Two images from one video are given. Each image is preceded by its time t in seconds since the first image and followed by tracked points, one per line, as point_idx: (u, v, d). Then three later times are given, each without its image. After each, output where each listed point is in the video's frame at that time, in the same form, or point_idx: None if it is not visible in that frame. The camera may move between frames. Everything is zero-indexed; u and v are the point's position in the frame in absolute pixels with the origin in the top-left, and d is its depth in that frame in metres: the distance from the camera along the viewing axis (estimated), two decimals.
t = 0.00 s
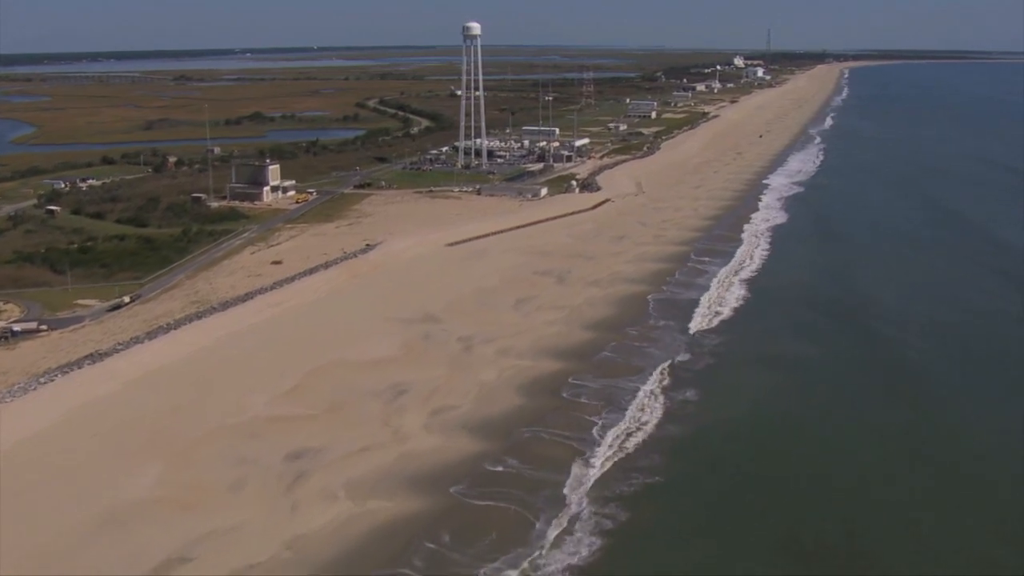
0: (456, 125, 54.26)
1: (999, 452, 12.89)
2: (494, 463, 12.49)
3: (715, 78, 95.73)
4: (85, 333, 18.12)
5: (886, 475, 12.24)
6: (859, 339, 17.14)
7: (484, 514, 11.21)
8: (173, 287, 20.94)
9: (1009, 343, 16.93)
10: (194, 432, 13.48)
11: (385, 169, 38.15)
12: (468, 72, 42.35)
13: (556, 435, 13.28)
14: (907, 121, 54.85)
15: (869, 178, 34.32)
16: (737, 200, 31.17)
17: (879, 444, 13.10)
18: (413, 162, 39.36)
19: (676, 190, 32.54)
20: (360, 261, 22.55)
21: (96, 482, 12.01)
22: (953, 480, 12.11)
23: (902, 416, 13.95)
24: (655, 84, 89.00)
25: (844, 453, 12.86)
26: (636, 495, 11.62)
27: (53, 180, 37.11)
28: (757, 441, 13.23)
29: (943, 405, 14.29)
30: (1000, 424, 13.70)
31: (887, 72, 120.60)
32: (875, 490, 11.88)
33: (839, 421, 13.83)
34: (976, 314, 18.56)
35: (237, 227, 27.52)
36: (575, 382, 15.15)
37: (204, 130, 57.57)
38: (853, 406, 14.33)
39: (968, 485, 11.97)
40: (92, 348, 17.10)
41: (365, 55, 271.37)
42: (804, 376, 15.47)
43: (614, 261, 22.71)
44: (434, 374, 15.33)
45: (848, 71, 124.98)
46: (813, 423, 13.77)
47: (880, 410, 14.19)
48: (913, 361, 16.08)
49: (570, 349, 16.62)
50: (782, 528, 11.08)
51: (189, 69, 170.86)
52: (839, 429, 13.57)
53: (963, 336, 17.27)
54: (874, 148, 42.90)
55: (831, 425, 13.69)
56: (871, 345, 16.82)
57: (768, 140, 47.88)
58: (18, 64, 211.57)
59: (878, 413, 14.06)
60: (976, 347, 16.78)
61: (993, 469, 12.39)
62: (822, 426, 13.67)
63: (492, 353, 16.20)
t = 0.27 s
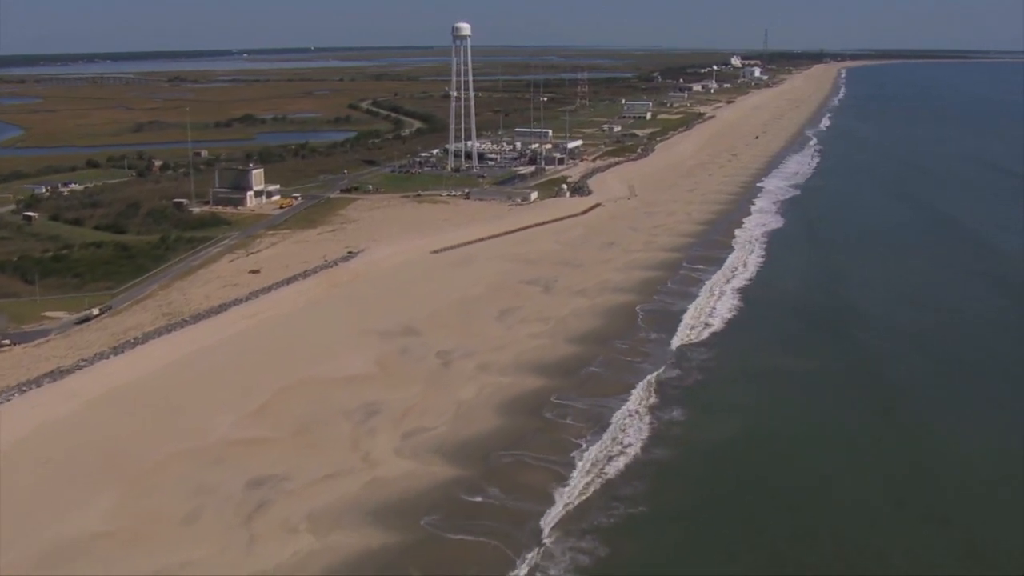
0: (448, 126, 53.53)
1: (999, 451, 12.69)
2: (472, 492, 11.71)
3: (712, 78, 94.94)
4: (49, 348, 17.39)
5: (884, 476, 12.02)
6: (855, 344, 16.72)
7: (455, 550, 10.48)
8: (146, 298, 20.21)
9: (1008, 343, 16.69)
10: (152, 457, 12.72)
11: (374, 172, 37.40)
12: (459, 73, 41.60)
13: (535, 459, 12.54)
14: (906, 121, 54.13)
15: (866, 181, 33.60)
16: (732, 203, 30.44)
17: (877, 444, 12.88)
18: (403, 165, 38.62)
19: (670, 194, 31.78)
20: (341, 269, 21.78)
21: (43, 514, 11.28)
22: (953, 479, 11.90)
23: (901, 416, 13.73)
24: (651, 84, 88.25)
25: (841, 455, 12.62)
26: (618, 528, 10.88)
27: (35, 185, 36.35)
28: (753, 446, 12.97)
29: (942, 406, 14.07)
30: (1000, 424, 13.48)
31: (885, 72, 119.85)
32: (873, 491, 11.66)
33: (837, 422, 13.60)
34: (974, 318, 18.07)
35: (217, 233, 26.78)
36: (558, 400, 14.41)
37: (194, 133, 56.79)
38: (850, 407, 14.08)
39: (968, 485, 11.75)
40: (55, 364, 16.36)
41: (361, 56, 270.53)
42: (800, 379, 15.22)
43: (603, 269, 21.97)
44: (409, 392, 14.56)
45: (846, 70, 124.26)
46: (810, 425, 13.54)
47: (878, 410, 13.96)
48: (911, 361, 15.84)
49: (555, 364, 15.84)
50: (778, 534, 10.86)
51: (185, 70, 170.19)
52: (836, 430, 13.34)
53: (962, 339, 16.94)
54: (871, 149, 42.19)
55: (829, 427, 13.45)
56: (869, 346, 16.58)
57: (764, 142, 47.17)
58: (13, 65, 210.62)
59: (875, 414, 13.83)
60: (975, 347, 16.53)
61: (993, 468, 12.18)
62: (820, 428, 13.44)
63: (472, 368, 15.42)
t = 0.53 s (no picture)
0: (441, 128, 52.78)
1: (995, 471, 12.48)
2: (444, 526, 10.96)
3: (710, 79, 94.21)
4: (10, 362, 16.65)
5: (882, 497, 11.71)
6: (849, 359, 16.27)
7: None
8: (116, 309, 19.46)
9: (1002, 357, 16.48)
10: (104, 484, 11.95)
11: (363, 176, 36.67)
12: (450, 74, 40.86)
13: (512, 487, 11.79)
14: (904, 123, 53.46)
15: (864, 186, 32.89)
16: (726, 208, 29.71)
17: (874, 461, 12.57)
18: (392, 168, 37.89)
19: (663, 199, 31.04)
20: (320, 278, 21.03)
21: None
22: (951, 503, 11.51)
23: (896, 433, 13.44)
24: (648, 85, 87.58)
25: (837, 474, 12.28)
26: (597, 566, 10.16)
27: (16, 188, 35.59)
28: (745, 464, 12.55)
29: (938, 423, 13.82)
30: (995, 441, 13.26)
31: (883, 73, 119.24)
32: (870, 515, 11.23)
33: (831, 442, 13.16)
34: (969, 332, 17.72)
35: (197, 239, 26.04)
36: (539, 421, 13.66)
37: (183, 134, 56.02)
38: (843, 424, 13.75)
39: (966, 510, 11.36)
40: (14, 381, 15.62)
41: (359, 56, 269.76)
42: (795, 393, 14.82)
43: (592, 277, 21.22)
44: (382, 413, 13.82)
45: (844, 71, 123.61)
46: (805, 441, 13.19)
47: (872, 426, 13.65)
48: (905, 377, 15.57)
49: (538, 380, 15.07)
50: (780, 558, 10.50)
51: (181, 70, 169.50)
52: (831, 448, 12.99)
53: (957, 354, 16.63)
54: (869, 153, 41.49)
55: (824, 444, 13.10)
56: (864, 360, 16.26)
57: (760, 144, 46.45)
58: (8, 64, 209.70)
59: (869, 431, 13.52)
60: (969, 361, 16.28)
61: (990, 488, 11.94)
62: (815, 444, 13.08)
63: (450, 385, 14.67)
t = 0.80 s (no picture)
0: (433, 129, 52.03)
1: (996, 490, 11.86)
2: (410, 562, 10.22)
3: (707, 81, 93.58)
4: None
5: (889, 520, 11.07)
6: (845, 373, 15.61)
7: None
8: (84, 319, 18.68)
9: (1001, 366, 15.94)
10: (49, 512, 11.17)
11: (350, 178, 35.90)
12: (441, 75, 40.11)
13: (485, 518, 11.05)
14: (903, 127, 52.79)
15: (862, 191, 32.18)
16: (721, 214, 28.97)
17: (877, 480, 11.95)
18: (381, 171, 37.13)
19: (657, 204, 30.31)
20: (297, 287, 20.27)
21: None
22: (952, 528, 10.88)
23: (892, 451, 12.80)
24: (645, 87, 86.90)
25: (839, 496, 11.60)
26: None
27: None
28: (738, 488, 11.84)
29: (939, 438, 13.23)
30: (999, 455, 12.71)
31: (882, 75, 118.72)
32: (868, 544, 10.57)
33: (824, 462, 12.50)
34: (966, 342, 17.14)
35: (176, 244, 25.27)
36: (517, 445, 12.91)
37: (173, 135, 55.26)
38: (841, 441, 13.09)
39: (968, 536, 10.73)
40: None
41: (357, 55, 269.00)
42: (789, 410, 14.14)
43: (580, 286, 20.47)
44: (351, 435, 13.07)
45: (843, 73, 123.05)
46: (801, 461, 12.53)
47: (872, 443, 13.03)
48: (902, 390, 14.96)
49: (519, 398, 14.33)
50: None
51: (178, 70, 168.75)
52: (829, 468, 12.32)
53: (954, 365, 16.07)
54: (867, 157, 40.78)
55: (822, 463, 12.45)
56: (860, 373, 15.62)
57: (757, 148, 45.72)
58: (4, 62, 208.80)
59: (867, 448, 12.87)
60: (968, 372, 15.72)
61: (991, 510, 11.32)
62: (813, 464, 12.43)
63: (425, 405, 13.94)
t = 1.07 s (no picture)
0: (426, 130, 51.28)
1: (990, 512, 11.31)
2: None
3: (706, 83, 92.90)
4: None
5: (892, 551, 10.44)
6: (840, 391, 14.96)
7: None
8: (49, 328, 17.98)
9: (1001, 381, 15.39)
10: None
11: (338, 180, 35.18)
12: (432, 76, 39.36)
13: (450, 552, 10.36)
14: (902, 132, 52.09)
15: (859, 198, 31.51)
16: (714, 220, 28.26)
17: (864, 504, 11.39)
18: (370, 172, 36.42)
19: (650, 209, 29.61)
20: (273, 295, 19.53)
21: None
22: (944, 558, 10.33)
23: (879, 471, 12.23)
24: (643, 88, 86.17)
25: (838, 524, 10.96)
26: None
27: None
28: (730, 516, 11.16)
29: (939, 459, 12.64)
30: (1001, 475, 12.18)
31: (882, 79, 118.13)
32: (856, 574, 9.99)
33: (808, 483, 11.90)
34: (965, 355, 16.56)
35: (154, 248, 24.57)
36: (489, 470, 12.21)
37: (162, 134, 54.44)
38: (838, 463, 12.45)
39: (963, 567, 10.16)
40: None
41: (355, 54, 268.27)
42: (783, 430, 13.47)
43: (566, 295, 19.75)
44: (316, 459, 12.37)
45: (843, 75, 122.47)
46: (785, 482, 11.93)
47: (863, 465, 12.42)
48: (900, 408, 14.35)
49: (496, 418, 13.63)
50: None
51: (176, 67, 167.95)
52: (826, 493, 11.67)
53: (945, 379, 15.49)
54: (865, 162, 40.07)
55: (807, 485, 11.85)
56: (856, 390, 14.97)
57: (754, 152, 45.01)
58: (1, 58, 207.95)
59: (865, 471, 12.24)
60: (967, 387, 15.16)
61: (985, 535, 10.76)
62: (798, 486, 11.83)
63: (396, 425, 13.25)
